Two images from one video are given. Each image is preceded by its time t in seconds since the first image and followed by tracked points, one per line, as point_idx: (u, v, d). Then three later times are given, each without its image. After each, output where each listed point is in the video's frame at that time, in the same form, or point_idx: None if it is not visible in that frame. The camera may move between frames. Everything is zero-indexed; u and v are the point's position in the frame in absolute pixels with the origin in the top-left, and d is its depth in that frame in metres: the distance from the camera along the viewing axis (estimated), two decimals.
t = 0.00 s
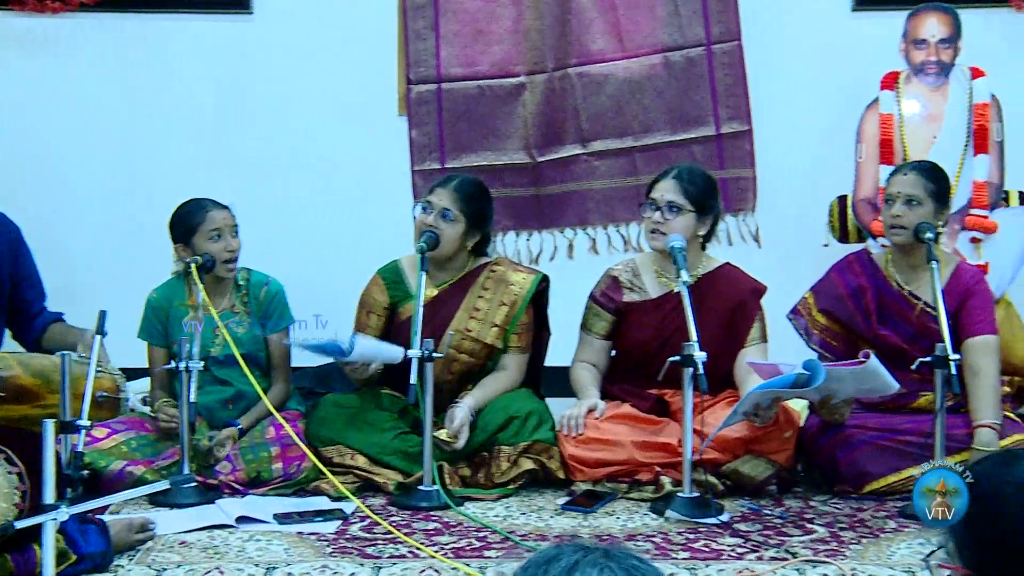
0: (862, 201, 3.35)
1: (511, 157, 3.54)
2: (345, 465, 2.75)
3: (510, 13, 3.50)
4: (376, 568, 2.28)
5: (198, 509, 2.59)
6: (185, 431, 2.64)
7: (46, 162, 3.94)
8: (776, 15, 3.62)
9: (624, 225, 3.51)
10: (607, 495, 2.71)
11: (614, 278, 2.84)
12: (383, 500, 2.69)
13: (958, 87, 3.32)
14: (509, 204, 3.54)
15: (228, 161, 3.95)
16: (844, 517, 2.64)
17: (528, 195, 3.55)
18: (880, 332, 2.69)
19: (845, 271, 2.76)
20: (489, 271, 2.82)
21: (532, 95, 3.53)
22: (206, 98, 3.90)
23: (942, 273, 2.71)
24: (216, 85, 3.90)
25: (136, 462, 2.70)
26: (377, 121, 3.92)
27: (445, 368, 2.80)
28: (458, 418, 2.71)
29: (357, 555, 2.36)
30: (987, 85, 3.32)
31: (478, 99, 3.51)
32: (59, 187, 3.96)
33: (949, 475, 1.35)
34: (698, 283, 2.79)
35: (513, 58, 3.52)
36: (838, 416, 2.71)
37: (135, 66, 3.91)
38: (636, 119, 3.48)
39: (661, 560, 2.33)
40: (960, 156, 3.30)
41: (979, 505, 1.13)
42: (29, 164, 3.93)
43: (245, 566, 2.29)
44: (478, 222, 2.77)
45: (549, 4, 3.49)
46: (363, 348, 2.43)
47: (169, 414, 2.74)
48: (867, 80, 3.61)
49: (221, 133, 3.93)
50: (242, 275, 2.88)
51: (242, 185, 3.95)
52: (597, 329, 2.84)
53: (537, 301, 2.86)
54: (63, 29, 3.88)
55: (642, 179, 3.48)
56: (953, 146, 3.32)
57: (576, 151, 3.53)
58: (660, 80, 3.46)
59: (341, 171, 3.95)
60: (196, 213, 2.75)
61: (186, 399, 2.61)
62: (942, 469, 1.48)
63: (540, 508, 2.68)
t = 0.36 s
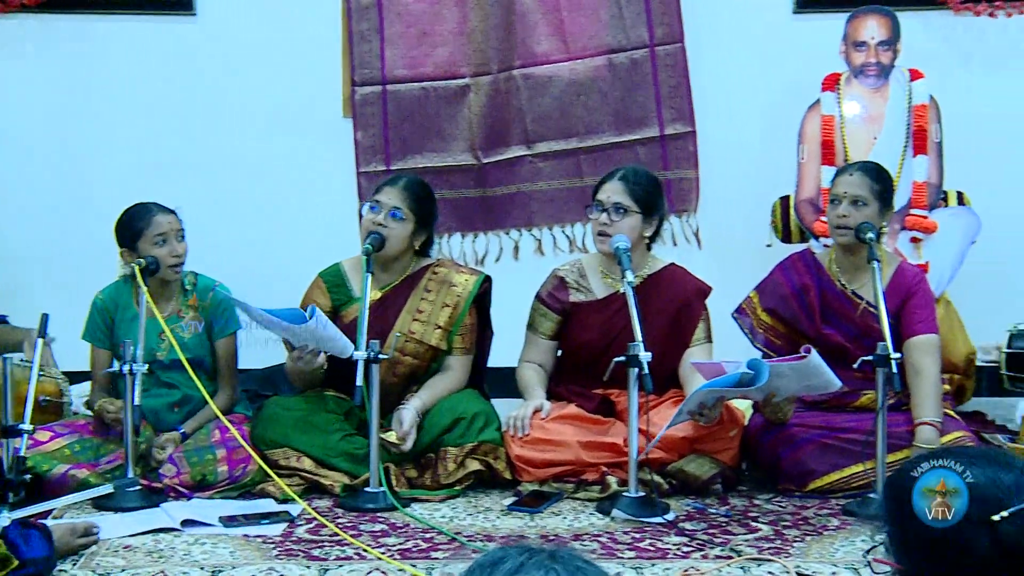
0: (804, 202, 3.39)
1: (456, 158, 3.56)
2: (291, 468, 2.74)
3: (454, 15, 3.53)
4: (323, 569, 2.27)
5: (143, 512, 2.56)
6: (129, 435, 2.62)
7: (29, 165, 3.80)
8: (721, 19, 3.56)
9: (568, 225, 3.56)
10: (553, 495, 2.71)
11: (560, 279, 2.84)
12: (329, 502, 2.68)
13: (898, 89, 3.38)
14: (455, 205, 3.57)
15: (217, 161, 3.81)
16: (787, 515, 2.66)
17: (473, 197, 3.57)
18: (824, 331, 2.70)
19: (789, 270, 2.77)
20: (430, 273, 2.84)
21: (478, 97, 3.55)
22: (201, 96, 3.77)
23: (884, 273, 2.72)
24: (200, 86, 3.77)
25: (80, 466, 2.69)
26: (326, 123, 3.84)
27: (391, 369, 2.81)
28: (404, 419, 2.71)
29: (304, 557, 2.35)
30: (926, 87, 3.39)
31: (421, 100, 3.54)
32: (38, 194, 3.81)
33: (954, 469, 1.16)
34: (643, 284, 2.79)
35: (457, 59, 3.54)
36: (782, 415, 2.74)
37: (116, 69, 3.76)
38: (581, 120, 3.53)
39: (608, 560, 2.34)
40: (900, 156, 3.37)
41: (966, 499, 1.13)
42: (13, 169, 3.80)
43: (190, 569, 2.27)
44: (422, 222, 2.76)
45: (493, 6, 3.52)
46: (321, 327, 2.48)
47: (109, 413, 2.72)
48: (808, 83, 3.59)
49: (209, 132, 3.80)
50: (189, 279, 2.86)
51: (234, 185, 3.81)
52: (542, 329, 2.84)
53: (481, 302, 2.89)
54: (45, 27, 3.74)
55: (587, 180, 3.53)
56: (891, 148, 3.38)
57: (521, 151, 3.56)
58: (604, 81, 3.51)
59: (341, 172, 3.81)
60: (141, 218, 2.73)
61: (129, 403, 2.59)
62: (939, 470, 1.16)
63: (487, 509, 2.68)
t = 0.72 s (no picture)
0: (743, 202, 3.43)
1: (396, 159, 3.58)
2: (230, 471, 2.73)
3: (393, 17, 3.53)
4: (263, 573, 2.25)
5: (81, 517, 2.53)
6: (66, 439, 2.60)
7: (29, 165, 3.76)
8: (659, 23, 3.59)
9: (508, 226, 3.61)
10: (494, 496, 2.70)
11: (501, 281, 2.84)
12: (269, 505, 2.67)
13: (834, 90, 3.43)
14: (395, 206, 3.59)
15: (217, 161, 3.81)
16: (727, 514, 2.67)
17: (413, 198, 3.60)
18: (762, 331, 2.73)
19: (728, 272, 2.78)
20: (375, 277, 2.82)
21: (418, 98, 3.57)
22: (202, 96, 3.76)
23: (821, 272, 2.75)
24: (202, 86, 3.76)
25: (15, 471, 2.65)
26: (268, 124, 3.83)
27: (334, 373, 2.78)
28: (345, 421, 2.70)
29: (243, 561, 2.32)
30: (861, 87, 3.43)
31: (361, 102, 3.55)
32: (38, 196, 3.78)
33: (952, 470, 1.29)
34: (584, 287, 2.79)
35: (398, 60, 3.55)
36: (722, 415, 2.76)
37: (119, 69, 3.74)
38: (521, 122, 3.57)
39: (549, 560, 2.34)
40: (837, 155, 3.42)
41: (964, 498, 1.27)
42: (13, 169, 3.76)
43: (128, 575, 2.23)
44: (361, 221, 2.75)
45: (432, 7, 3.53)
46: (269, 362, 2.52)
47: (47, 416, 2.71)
48: (748, 80, 3.61)
49: (209, 132, 3.78)
50: (125, 282, 2.85)
51: (233, 184, 3.80)
52: (483, 330, 2.84)
53: (426, 305, 2.87)
54: (49, 30, 3.70)
55: (528, 182, 3.59)
56: (829, 149, 3.43)
57: (460, 152, 3.59)
58: (544, 83, 3.55)
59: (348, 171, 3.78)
60: (77, 220, 2.71)
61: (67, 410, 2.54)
62: (936, 469, 1.28)
63: (429, 511, 2.67)
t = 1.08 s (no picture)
0: (679, 203, 3.40)
1: (333, 161, 3.58)
2: (166, 475, 2.72)
3: (329, 18, 3.51)
4: None
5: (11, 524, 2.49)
6: None
7: None
8: (592, 26, 3.65)
9: (445, 228, 3.63)
10: (432, 499, 2.70)
11: (437, 282, 2.83)
12: (206, 509, 2.65)
13: (768, 92, 3.42)
14: (330, 209, 3.59)
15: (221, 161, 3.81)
16: (664, 514, 2.68)
17: (349, 200, 3.60)
18: (697, 332, 2.75)
19: (664, 273, 2.80)
20: (313, 279, 2.80)
21: (354, 100, 3.56)
22: (203, 96, 3.74)
23: (757, 272, 2.76)
24: (202, 86, 3.74)
25: None
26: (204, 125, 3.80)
27: (271, 376, 2.77)
28: (282, 425, 2.69)
29: (179, 565, 2.31)
30: (794, 89, 3.43)
31: (296, 104, 3.54)
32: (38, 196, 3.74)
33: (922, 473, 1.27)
34: (521, 288, 2.79)
35: (334, 61, 3.53)
36: (659, 415, 2.77)
37: (124, 69, 3.71)
38: (458, 123, 3.59)
39: (487, 561, 2.34)
40: (771, 158, 3.43)
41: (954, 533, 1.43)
42: None
43: None
44: (293, 224, 2.75)
45: (368, 9, 3.52)
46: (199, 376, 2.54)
47: None
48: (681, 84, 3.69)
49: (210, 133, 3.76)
50: (59, 286, 2.84)
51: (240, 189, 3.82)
52: (420, 332, 2.84)
53: (363, 306, 2.87)
54: (30, 30, 3.63)
55: (465, 184, 3.61)
56: (762, 150, 3.43)
57: (398, 154, 3.60)
58: (480, 84, 3.58)
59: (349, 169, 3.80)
60: (10, 225, 2.68)
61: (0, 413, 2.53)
62: (938, 474, 2.24)
63: (366, 513, 2.66)
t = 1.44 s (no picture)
0: (619, 203, 3.43)
1: (271, 162, 3.57)
2: (104, 479, 2.70)
3: (267, 18, 3.51)
4: None
5: None
6: None
7: None
8: (531, 27, 3.66)
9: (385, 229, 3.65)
10: (374, 499, 2.69)
11: (377, 284, 2.83)
12: (145, 512, 2.63)
13: (706, 91, 3.43)
14: (270, 210, 3.59)
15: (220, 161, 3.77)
16: (605, 513, 2.68)
17: (289, 201, 3.60)
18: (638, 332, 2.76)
19: (603, 274, 2.81)
20: (250, 281, 2.80)
21: (294, 101, 3.55)
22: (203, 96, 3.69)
23: (697, 272, 2.77)
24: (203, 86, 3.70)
25: None
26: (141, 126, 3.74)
27: (209, 378, 2.77)
28: (222, 428, 2.68)
29: (118, 571, 2.28)
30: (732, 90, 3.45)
31: (236, 104, 3.54)
32: (38, 196, 3.68)
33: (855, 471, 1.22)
34: (462, 290, 2.78)
35: (273, 62, 3.52)
36: (600, 415, 2.77)
37: (123, 69, 3.66)
38: (397, 123, 3.60)
39: (429, 563, 2.33)
40: (709, 158, 3.44)
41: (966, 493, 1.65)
42: None
43: None
44: (233, 227, 2.73)
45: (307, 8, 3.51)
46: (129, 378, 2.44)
47: None
48: (619, 86, 3.71)
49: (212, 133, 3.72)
50: None
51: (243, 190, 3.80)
52: (361, 333, 2.83)
53: (301, 307, 2.86)
54: None
55: (405, 184, 3.63)
56: (700, 151, 3.44)
57: (337, 154, 3.59)
58: (419, 84, 3.59)
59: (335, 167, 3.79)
60: None
61: None
62: (941, 472, 1.67)
63: (307, 515, 2.64)
